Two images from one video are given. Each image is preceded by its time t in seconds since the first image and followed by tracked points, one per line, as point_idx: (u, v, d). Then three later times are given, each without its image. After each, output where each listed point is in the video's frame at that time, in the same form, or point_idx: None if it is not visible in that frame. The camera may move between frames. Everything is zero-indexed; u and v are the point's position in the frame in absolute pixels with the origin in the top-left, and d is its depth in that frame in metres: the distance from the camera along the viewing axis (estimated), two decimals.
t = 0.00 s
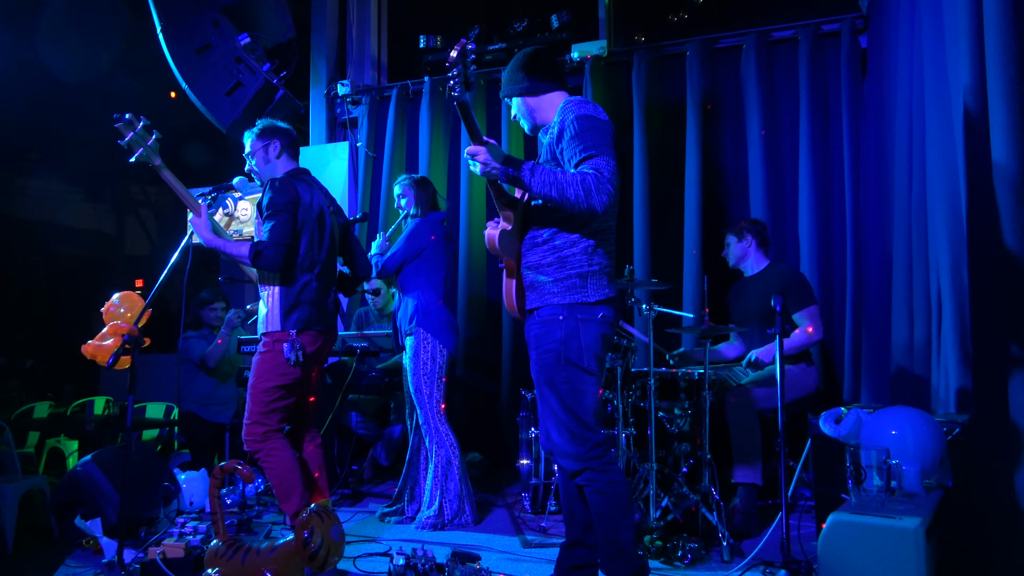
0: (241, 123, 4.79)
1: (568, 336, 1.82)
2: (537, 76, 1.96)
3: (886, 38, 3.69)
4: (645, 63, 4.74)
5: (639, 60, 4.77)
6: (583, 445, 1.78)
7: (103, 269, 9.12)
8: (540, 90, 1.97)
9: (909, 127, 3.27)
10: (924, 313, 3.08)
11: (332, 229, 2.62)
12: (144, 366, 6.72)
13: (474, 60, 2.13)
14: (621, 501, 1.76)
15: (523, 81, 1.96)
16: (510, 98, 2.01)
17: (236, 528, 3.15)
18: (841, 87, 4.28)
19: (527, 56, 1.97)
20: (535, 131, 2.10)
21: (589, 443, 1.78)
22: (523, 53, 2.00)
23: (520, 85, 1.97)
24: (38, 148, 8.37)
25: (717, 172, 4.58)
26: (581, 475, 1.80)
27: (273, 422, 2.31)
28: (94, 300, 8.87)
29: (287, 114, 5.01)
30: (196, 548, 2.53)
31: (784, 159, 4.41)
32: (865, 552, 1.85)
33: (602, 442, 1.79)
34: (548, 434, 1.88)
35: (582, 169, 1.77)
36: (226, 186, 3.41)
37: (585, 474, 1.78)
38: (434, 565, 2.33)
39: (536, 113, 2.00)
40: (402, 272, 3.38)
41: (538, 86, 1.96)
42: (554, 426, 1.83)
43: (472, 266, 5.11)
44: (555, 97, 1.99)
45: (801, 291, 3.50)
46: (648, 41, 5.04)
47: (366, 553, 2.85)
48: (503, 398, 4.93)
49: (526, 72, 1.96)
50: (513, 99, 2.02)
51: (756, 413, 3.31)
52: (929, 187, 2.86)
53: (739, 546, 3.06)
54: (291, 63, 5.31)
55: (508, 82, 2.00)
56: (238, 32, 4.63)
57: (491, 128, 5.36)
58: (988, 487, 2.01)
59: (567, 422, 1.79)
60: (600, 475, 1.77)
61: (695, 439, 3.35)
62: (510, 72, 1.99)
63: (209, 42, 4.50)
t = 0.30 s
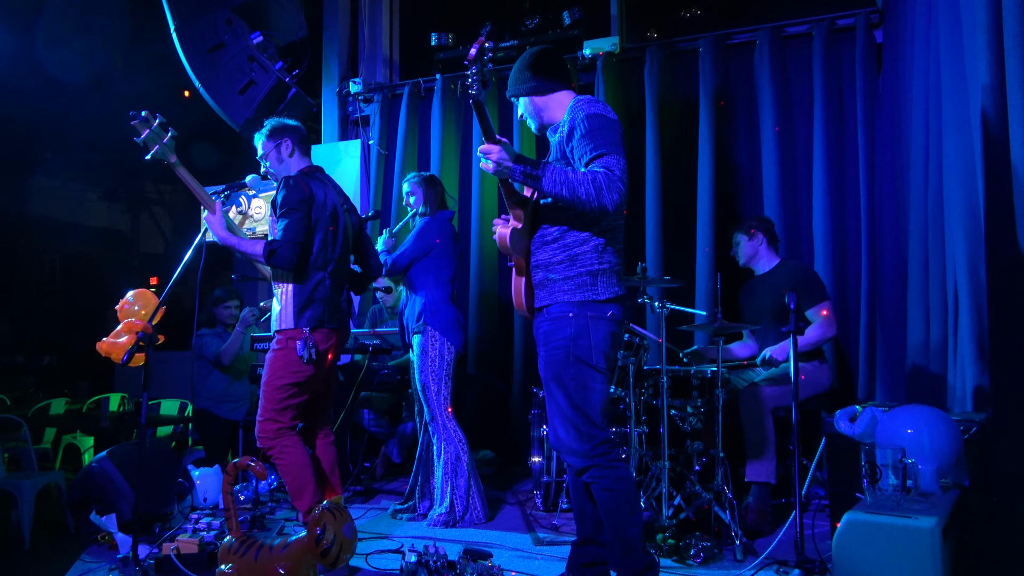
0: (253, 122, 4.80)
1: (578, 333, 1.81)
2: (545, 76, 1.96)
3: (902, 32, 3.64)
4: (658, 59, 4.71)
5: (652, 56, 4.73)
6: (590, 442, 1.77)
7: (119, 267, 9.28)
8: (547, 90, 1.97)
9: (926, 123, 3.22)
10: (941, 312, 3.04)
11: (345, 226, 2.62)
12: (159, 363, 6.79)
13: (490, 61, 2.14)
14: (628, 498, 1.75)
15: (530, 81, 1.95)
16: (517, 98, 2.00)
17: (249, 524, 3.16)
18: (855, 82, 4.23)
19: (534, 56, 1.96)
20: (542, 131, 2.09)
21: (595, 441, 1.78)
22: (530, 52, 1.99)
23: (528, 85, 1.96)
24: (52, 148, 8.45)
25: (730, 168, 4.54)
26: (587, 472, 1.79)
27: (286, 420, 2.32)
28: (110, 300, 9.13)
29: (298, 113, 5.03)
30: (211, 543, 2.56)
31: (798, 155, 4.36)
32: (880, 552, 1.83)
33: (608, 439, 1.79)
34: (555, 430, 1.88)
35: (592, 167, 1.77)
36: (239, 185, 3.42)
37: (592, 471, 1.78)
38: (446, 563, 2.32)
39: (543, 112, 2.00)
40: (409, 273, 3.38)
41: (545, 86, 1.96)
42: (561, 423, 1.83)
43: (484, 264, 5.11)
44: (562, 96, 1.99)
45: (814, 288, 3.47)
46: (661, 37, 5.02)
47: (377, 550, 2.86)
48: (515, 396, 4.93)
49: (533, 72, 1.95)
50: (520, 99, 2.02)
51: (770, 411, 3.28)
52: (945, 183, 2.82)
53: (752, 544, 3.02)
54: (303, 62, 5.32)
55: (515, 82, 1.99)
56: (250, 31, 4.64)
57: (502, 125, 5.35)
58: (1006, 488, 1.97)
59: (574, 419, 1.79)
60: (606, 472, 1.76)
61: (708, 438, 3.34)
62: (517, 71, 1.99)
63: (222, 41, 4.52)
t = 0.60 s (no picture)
0: (254, 118, 4.78)
1: (574, 331, 1.81)
2: (542, 76, 1.95)
3: (905, 30, 3.62)
4: (659, 57, 4.70)
5: (654, 53, 4.72)
6: (580, 440, 1.76)
7: (120, 263, 9.41)
8: (544, 90, 1.96)
9: (927, 120, 3.22)
10: (942, 311, 3.04)
11: (346, 223, 2.61)
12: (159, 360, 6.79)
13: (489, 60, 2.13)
14: (620, 493, 1.74)
15: (528, 80, 1.94)
16: (514, 97, 1.99)
17: (248, 522, 3.15)
18: (857, 80, 4.22)
19: (531, 55, 1.95)
20: (540, 130, 2.08)
21: (585, 438, 1.77)
22: (528, 51, 1.98)
23: (525, 84, 1.95)
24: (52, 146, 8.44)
25: (731, 166, 4.54)
26: (576, 469, 1.78)
27: (286, 417, 2.31)
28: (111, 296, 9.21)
29: (299, 109, 5.00)
30: (209, 540, 2.54)
31: (799, 153, 4.36)
32: (881, 551, 1.82)
33: (598, 437, 1.78)
34: (546, 427, 1.87)
35: (590, 167, 1.76)
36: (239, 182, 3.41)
37: (582, 468, 1.77)
38: (445, 561, 2.32)
39: (540, 112, 1.99)
40: (405, 269, 3.35)
41: (543, 86, 1.94)
42: (552, 420, 1.82)
43: (484, 261, 5.10)
44: (559, 96, 1.98)
45: (815, 287, 3.46)
46: (662, 35, 4.93)
47: (377, 548, 2.85)
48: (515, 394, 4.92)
49: (531, 72, 1.94)
50: (517, 98, 2.01)
51: (770, 409, 3.28)
52: (947, 181, 2.81)
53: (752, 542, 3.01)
54: (304, 59, 5.31)
55: (512, 81, 1.98)
56: (251, 28, 4.63)
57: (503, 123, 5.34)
58: (1006, 487, 1.97)
59: (565, 417, 1.78)
60: (597, 469, 1.75)
61: (708, 436, 3.33)
62: (514, 71, 1.98)
63: (222, 38, 4.52)
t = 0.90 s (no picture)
0: (235, 114, 4.74)
1: (552, 328, 1.82)
2: (524, 73, 1.95)
3: (885, 30, 3.67)
4: (643, 54, 4.71)
5: (638, 51, 4.73)
6: (549, 438, 1.78)
7: (97, 261, 9.29)
8: (526, 87, 1.96)
9: (907, 119, 3.26)
10: (921, 308, 3.09)
11: (331, 219, 2.59)
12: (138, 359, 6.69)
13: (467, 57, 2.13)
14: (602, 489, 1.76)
15: (510, 77, 1.94)
16: (496, 94, 1.99)
17: (230, 521, 3.13)
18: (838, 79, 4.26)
19: (514, 52, 1.95)
20: (521, 127, 2.08)
21: (554, 437, 1.78)
22: (510, 48, 1.99)
23: (507, 81, 1.95)
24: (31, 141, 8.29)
25: (714, 164, 4.57)
26: (546, 467, 1.81)
27: (268, 415, 2.30)
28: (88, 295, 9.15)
29: (282, 106, 5.03)
30: (190, 540, 2.52)
31: (781, 151, 4.39)
32: (861, 545, 1.84)
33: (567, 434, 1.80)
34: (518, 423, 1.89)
35: (570, 165, 1.76)
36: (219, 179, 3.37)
37: (551, 465, 1.80)
38: (429, 559, 2.31)
39: (522, 109, 1.99)
40: (386, 266, 3.32)
41: (525, 83, 1.94)
42: (524, 418, 1.83)
43: (469, 259, 5.10)
44: (541, 94, 1.98)
45: (795, 284, 3.50)
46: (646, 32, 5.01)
47: (359, 547, 2.84)
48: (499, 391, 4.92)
49: (513, 69, 1.94)
50: (498, 95, 2.01)
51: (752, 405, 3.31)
52: (927, 179, 2.85)
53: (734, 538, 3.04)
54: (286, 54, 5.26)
55: (495, 78, 1.98)
56: (232, 23, 4.58)
57: (488, 120, 5.34)
58: (983, 481, 2.01)
59: (536, 414, 1.79)
60: (565, 465, 1.78)
61: (691, 432, 3.35)
62: (497, 67, 1.97)
63: (204, 33, 4.45)
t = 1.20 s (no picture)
0: (225, 111, 4.71)
1: (547, 326, 1.82)
2: (518, 65, 1.95)
3: (875, 29, 3.68)
4: (634, 52, 4.72)
5: (629, 49, 4.73)
6: (552, 437, 1.78)
7: (86, 259, 9.23)
8: (520, 79, 1.95)
9: (896, 118, 3.27)
10: (910, 306, 3.11)
11: (320, 216, 2.59)
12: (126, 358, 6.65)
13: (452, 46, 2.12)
14: (596, 490, 1.76)
15: (504, 68, 1.94)
16: (489, 85, 1.99)
17: (221, 520, 3.12)
18: (828, 78, 4.27)
19: (509, 44, 1.95)
20: (515, 120, 2.07)
21: (557, 435, 1.78)
22: (506, 39, 1.99)
23: (502, 72, 1.95)
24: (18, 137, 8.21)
25: (705, 162, 4.59)
26: (548, 466, 1.81)
27: (258, 414, 2.29)
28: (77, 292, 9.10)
29: (272, 104, 5.03)
30: (181, 539, 2.52)
31: (772, 149, 4.41)
32: (851, 542, 1.84)
33: (571, 434, 1.79)
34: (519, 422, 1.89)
35: (558, 162, 1.76)
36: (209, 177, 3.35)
37: (554, 466, 1.79)
38: (420, 557, 2.31)
39: (516, 101, 1.99)
40: (371, 262, 3.31)
41: (519, 76, 1.94)
42: (525, 417, 1.84)
43: (460, 257, 5.10)
44: (535, 87, 1.98)
45: (785, 282, 3.51)
46: (637, 30, 5.00)
47: (351, 545, 2.83)
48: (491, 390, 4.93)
49: (508, 60, 1.94)
50: (492, 87, 2.00)
51: (743, 402, 3.33)
52: (916, 177, 2.86)
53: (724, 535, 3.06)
54: (277, 51, 5.23)
55: (489, 69, 1.98)
56: (221, 19, 4.58)
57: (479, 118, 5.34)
58: (971, 476, 2.02)
59: (537, 413, 1.80)
60: (568, 465, 1.77)
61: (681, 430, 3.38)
62: (492, 58, 1.97)
63: (193, 29, 4.42)
